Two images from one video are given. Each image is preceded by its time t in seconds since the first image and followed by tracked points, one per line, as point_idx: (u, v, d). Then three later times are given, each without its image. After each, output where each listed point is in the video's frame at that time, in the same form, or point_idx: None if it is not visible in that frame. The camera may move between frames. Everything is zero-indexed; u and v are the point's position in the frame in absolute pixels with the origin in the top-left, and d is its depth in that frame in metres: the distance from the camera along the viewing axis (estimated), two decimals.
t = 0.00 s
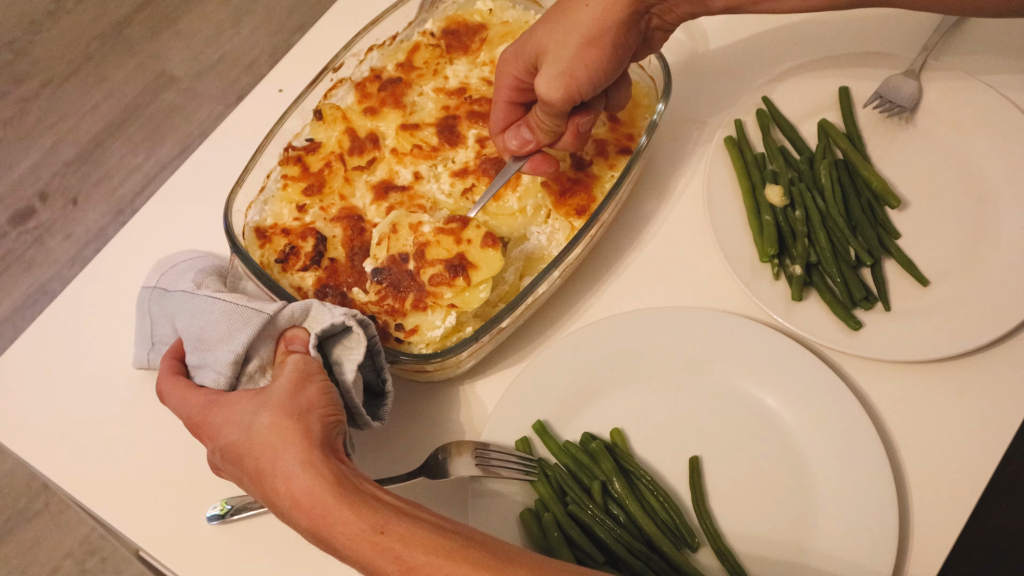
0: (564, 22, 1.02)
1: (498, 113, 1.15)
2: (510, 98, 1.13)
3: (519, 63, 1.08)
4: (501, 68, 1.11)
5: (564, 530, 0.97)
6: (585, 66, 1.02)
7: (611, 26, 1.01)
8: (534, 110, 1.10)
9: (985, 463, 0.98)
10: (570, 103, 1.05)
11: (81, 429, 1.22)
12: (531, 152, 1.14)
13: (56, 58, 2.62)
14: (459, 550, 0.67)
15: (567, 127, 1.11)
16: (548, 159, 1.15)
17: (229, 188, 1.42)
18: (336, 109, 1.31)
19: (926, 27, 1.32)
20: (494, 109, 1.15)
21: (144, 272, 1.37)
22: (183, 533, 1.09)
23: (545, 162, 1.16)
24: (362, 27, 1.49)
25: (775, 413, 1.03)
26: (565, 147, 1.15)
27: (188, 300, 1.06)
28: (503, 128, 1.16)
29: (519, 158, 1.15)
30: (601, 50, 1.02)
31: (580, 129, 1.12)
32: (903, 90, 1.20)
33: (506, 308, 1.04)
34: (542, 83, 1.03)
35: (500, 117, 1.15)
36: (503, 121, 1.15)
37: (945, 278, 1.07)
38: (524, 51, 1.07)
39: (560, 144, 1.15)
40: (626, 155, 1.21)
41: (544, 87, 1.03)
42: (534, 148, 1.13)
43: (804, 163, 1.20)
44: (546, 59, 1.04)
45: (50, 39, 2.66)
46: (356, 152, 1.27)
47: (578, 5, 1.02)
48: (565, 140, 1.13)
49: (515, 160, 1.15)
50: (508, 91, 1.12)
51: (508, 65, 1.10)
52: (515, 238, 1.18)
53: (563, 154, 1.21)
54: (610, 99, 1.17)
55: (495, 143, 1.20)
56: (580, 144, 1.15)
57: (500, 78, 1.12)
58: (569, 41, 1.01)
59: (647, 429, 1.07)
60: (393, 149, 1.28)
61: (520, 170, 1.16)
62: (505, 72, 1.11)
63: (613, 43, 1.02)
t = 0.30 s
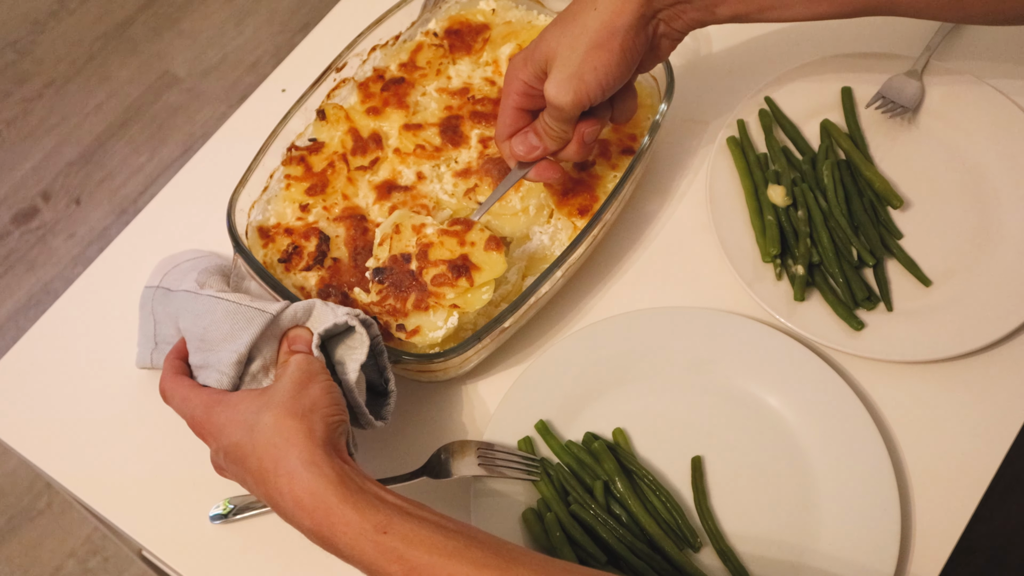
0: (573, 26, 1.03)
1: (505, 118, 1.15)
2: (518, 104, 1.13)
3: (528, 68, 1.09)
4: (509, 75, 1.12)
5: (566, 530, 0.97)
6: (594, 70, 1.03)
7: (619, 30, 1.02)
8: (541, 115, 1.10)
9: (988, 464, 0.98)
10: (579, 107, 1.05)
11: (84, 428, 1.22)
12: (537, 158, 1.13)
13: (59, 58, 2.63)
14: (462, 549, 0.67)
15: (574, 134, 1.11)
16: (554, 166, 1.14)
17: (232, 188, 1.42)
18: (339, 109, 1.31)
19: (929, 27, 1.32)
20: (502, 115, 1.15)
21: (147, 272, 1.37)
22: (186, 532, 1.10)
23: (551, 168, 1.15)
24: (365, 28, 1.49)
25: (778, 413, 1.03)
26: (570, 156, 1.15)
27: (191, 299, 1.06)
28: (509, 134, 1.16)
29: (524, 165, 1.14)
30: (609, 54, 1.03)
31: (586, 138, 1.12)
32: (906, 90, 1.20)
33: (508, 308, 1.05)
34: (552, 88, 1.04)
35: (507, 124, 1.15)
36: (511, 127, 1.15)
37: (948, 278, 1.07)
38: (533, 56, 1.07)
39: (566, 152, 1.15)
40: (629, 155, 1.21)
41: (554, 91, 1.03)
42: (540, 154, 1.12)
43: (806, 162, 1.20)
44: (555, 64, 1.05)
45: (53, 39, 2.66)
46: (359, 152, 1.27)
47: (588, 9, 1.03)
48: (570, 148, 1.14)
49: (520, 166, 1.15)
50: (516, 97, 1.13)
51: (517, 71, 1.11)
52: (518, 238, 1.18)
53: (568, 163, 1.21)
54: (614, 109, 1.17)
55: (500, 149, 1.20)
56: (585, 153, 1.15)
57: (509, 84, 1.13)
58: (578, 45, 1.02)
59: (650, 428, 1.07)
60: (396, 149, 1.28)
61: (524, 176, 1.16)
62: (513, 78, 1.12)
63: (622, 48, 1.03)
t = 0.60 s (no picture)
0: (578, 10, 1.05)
1: (506, 102, 1.17)
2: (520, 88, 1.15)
3: (533, 51, 1.11)
4: (513, 59, 1.14)
5: (568, 530, 0.97)
6: (598, 53, 1.04)
7: (624, 15, 1.04)
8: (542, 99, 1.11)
9: (990, 464, 0.98)
10: (582, 91, 1.07)
11: (88, 428, 1.22)
12: (535, 142, 1.14)
13: (64, 61, 2.65)
14: (463, 550, 0.67)
15: (573, 121, 1.13)
16: (552, 151, 1.15)
17: (235, 189, 1.42)
18: (342, 110, 1.32)
19: (932, 28, 1.32)
20: (502, 100, 1.17)
21: (151, 273, 1.37)
22: (189, 532, 1.10)
23: (546, 155, 1.15)
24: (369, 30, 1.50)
25: (780, 413, 1.03)
26: (569, 144, 1.16)
27: (195, 300, 1.06)
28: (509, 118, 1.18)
29: (521, 149, 1.15)
30: (613, 38, 1.04)
31: (585, 125, 1.13)
32: (908, 92, 1.21)
33: (510, 308, 1.05)
34: (556, 70, 1.05)
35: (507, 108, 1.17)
36: (511, 111, 1.18)
37: (950, 278, 1.07)
38: (538, 39, 1.09)
39: (564, 139, 1.16)
40: (631, 156, 1.21)
41: (557, 74, 1.05)
42: (539, 139, 1.13)
43: (808, 164, 1.20)
44: (560, 46, 1.06)
45: (59, 41, 2.68)
46: (362, 153, 1.28)
47: None
48: (569, 135, 1.15)
49: (517, 150, 1.15)
50: (519, 81, 1.14)
51: (521, 54, 1.12)
52: (520, 239, 1.20)
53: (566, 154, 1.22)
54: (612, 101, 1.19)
55: (499, 135, 1.22)
56: (583, 141, 1.16)
57: (511, 68, 1.15)
58: (583, 28, 1.04)
59: (652, 429, 1.07)
60: (399, 150, 1.28)
61: (522, 161, 1.16)
62: (517, 62, 1.14)
63: (626, 33, 1.05)
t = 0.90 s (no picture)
0: None
1: (526, 54, 1.12)
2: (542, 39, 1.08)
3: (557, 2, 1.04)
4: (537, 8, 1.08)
5: (570, 529, 0.97)
6: (630, 8, 0.95)
7: None
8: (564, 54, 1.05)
9: (992, 464, 0.98)
10: (609, 47, 0.99)
11: (91, 426, 1.23)
12: (556, 98, 1.10)
13: (67, 61, 2.66)
14: (466, 547, 0.67)
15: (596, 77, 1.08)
16: (573, 106, 1.14)
17: (238, 189, 1.43)
18: (345, 110, 1.32)
19: (934, 28, 1.31)
20: (523, 52, 1.12)
21: (154, 272, 1.38)
22: (192, 531, 1.10)
23: (568, 110, 1.13)
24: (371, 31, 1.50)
25: (782, 413, 1.03)
26: (590, 100, 1.13)
27: (198, 299, 1.07)
28: (528, 71, 1.13)
29: (541, 104, 1.12)
30: None
31: (607, 81, 1.09)
32: (910, 91, 1.20)
33: (513, 307, 1.05)
34: (582, 25, 0.97)
35: (528, 60, 1.12)
36: (530, 65, 1.12)
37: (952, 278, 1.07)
38: None
39: (586, 95, 1.12)
40: (633, 156, 1.21)
41: (583, 29, 0.97)
42: (560, 94, 1.08)
43: (811, 164, 1.20)
44: None
45: (62, 42, 2.69)
46: (365, 152, 1.28)
47: None
48: (590, 91, 1.11)
49: (537, 105, 1.12)
50: (541, 33, 1.08)
51: (546, 4, 1.06)
52: (522, 240, 1.20)
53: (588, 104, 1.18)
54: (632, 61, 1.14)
55: (517, 87, 1.18)
56: (604, 97, 1.12)
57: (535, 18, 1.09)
58: None
59: (653, 429, 1.07)
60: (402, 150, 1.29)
61: (541, 116, 1.14)
62: (540, 12, 1.07)
63: None
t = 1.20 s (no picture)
0: None
1: (617, 53, 0.97)
2: (632, 31, 0.94)
3: None
4: None
5: (572, 529, 0.97)
6: None
7: None
8: (659, 49, 0.91)
9: (994, 466, 0.98)
10: (714, 38, 0.85)
11: (94, 426, 1.23)
12: (653, 97, 0.96)
13: (72, 63, 2.67)
14: (468, 546, 0.68)
15: (694, 71, 0.94)
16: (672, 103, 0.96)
17: (242, 189, 1.43)
18: (348, 111, 1.32)
19: (937, 30, 1.32)
20: (612, 49, 0.98)
21: (158, 272, 1.38)
22: (194, 530, 1.11)
23: (668, 109, 0.96)
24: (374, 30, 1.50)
25: (785, 414, 1.03)
26: (687, 96, 0.97)
27: (201, 299, 1.07)
28: (619, 70, 0.98)
29: (637, 105, 0.98)
30: None
31: (706, 74, 0.94)
32: (912, 94, 1.20)
33: (516, 308, 1.05)
34: (685, 15, 0.84)
35: (618, 57, 0.97)
36: (623, 61, 0.97)
37: (953, 281, 1.07)
38: None
39: (683, 90, 0.96)
40: (636, 157, 1.21)
41: (687, 19, 0.84)
42: (658, 91, 0.94)
43: (813, 166, 1.20)
44: None
45: (67, 43, 2.70)
46: (368, 154, 1.29)
47: None
48: (687, 86, 0.95)
49: (631, 109, 0.99)
50: (631, 26, 0.93)
51: None
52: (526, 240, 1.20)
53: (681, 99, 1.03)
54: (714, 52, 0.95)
55: (606, 88, 1.02)
56: (703, 92, 0.97)
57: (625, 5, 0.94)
58: None
59: (655, 429, 1.07)
60: (405, 151, 1.29)
61: (639, 116, 0.98)
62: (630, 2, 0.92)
63: None
